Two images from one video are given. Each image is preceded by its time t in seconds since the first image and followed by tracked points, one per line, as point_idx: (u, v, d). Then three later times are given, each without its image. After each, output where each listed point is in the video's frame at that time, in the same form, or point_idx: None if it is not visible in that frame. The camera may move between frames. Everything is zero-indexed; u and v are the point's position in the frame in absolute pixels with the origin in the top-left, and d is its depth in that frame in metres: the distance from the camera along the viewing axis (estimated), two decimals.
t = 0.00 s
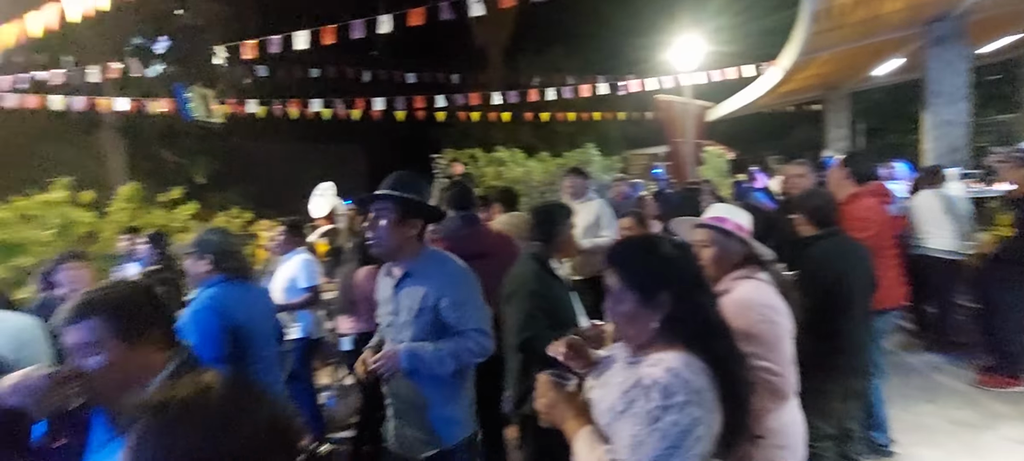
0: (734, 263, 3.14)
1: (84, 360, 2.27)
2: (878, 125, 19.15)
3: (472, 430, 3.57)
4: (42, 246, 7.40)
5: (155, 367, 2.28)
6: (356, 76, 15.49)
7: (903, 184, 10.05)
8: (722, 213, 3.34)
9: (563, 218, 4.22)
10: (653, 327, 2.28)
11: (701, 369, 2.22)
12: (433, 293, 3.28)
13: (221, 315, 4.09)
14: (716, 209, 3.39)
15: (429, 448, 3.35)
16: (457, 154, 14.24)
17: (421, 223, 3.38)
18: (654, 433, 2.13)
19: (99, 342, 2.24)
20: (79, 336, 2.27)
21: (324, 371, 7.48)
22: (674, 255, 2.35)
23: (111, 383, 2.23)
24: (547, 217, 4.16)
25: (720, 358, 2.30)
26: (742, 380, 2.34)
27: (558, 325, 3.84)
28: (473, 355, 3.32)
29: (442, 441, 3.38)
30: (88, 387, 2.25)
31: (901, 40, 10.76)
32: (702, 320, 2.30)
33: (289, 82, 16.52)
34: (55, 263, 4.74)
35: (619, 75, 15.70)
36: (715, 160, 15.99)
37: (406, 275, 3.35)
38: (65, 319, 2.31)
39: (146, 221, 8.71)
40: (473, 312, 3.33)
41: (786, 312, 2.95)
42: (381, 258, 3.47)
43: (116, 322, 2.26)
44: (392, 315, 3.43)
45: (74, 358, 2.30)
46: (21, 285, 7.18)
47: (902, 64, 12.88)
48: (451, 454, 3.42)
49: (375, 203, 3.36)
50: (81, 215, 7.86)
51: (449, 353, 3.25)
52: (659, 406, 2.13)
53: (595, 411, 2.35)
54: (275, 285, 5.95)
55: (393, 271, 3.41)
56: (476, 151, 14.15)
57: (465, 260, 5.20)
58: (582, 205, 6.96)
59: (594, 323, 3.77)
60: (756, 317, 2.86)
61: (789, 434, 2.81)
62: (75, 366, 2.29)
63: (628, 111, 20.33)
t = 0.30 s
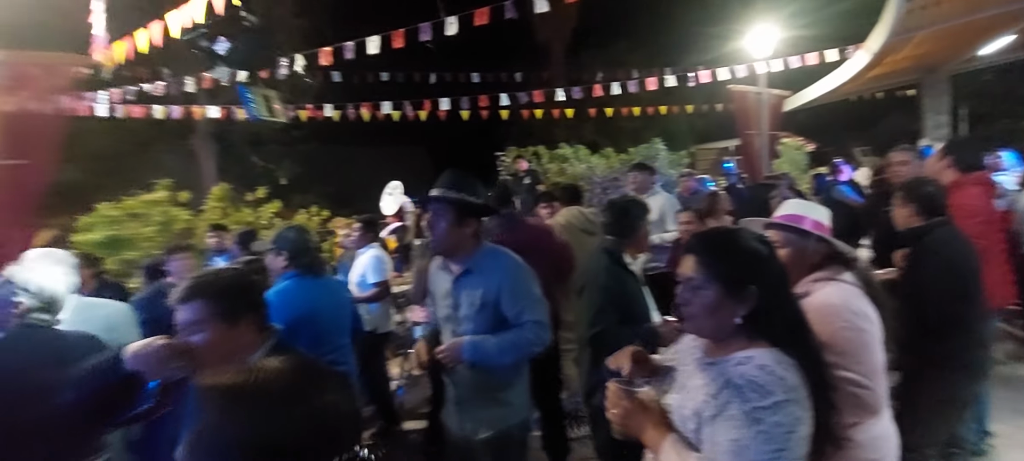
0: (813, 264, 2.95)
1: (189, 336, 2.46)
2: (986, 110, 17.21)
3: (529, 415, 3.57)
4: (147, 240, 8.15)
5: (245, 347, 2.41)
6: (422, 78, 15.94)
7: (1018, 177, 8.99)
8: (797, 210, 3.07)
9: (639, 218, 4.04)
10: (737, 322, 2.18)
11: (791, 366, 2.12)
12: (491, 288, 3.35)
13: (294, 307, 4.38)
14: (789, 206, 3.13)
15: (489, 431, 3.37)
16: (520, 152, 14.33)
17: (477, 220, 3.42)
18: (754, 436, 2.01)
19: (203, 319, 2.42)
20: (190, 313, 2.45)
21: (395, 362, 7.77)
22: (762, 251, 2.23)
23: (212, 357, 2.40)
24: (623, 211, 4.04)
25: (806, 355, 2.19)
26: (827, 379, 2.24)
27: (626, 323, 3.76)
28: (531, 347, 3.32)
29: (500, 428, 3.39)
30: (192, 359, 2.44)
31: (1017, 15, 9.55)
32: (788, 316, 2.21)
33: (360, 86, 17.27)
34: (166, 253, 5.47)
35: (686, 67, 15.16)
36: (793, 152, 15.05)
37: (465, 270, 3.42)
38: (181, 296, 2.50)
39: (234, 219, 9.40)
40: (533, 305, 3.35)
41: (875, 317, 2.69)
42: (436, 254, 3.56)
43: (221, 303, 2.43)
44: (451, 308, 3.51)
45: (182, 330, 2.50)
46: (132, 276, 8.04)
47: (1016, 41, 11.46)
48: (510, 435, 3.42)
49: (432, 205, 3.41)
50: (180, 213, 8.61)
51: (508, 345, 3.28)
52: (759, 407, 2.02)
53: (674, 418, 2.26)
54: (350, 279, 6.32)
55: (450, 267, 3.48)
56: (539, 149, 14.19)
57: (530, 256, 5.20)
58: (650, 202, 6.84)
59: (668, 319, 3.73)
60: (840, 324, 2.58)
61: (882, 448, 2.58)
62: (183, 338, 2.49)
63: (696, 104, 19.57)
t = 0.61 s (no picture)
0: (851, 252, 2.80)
1: (241, 319, 2.45)
2: None
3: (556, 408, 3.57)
4: (204, 235, 8.53)
5: (295, 332, 2.48)
6: (459, 74, 16.07)
7: None
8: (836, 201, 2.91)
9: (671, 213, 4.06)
10: (768, 320, 2.02)
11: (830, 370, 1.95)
12: (531, 281, 3.33)
13: (339, 291, 4.58)
14: (829, 194, 2.96)
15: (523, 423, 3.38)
16: (556, 145, 14.29)
17: (514, 216, 3.40)
18: (780, 444, 1.82)
19: (258, 302, 2.43)
20: (242, 298, 2.45)
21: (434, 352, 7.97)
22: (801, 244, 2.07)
23: (265, 339, 2.44)
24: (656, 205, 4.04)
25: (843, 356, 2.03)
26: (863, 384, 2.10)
27: (661, 318, 3.70)
28: (572, 340, 3.32)
29: (532, 419, 3.38)
30: (243, 339, 2.42)
31: None
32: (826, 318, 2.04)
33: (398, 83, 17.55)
34: (232, 246, 5.84)
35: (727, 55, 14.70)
36: (842, 142, 14.39)
37: (504, 265, 3.39)
38: (234, 282, 2.49)
39: (281, 214, 9.77)
40: (570, 298, 3.35)
41: (917, 302, 2.56)
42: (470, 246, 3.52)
43: (276, 290, 2.45)
44: (483, 302, 3.46)
45: (231, 312, 2.47)
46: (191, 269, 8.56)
47: None
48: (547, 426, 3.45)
49: (469, 198, 3.39)
50: (231, 208, 9.02)
51: (549, 341, 3.25)
52: (785, 410, 1.83)
53: (691, 422, 1.99)
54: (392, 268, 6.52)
55: (486, 260, 3.44)
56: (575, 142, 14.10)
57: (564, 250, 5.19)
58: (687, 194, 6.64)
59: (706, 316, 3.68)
60: (875, 305, 2.49)
61: (924, 439, 2.50)
62: (232, 320, 2.46)
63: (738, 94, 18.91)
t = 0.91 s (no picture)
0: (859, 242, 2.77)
1: (254, 312, 2.42)
2: None
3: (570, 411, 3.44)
4: (222, 233, 8.67)
5: (304, 327, 2.50)
6: (469, 70, 16.06)
7: None
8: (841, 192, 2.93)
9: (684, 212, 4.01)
10: (748, 330, 1.84)
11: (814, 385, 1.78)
12: (550, 280, 3.27)
13: (352, 288, 4.67)
14: (837, 186, 2.99)
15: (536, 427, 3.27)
16: (567, 141, 14.25)
17: (530, 216, 3.29)
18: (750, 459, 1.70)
19: (270, 296, 2.41)
20: (254, 291, 2.42)
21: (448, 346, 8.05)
22: (790, 250, 1.90)
23: (277, 333, 2.43)
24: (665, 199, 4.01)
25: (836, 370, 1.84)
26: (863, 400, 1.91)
27: (665, 311, 3.72)
28: (592, 339, 3.29)
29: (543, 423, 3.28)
30: (255, 330, 2.40)
31: None
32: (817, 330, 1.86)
33: (409, 80, 17.59)
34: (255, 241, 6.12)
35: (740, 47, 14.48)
36: (859, 134, 14.12)
37: (524, 264, 3.30)
38: (247, 275, 2.46)
39: (295, 211, 9.86)
40: (588, 298, 3.31)
41: (926, 292, 2.54)
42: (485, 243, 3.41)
43: (288, 285, 2.44)
44: (499, 302, 3.33)
45: (244, 303, 2.44)
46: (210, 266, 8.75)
47: None
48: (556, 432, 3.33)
49: (487, 195, 3.28)
50: (246, 206, 9.16)
51: (573, 336, 3.22)
52: (752, 426, 1.71)
53: (667, 433, 1.88)
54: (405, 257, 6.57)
55: (503, 259, 3.34)
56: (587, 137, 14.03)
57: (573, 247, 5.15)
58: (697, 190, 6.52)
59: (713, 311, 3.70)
60: (888, 294, 2.46)
61: (929, 426, 2.53)
62: (245, 312, 2.44)
63: (753, 86, 18.64)
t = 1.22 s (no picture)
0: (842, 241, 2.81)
1: (239, 311, 2.39)
2: None
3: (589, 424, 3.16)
4: (208, 232, 8.56)
5: (291, 327, 2.47)
6: (458, 68, 16.00)
7: None
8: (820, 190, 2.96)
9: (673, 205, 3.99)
10: (690, 324, 1.76)
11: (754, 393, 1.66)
12: (550, 282, 3.04)
13: (349, 286, 4.63)
14: (819, 184, 3.02)
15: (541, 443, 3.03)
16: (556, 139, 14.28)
17: (534, 212, 3.16)
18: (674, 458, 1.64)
19: (256, 295, 2.38)
20: (241, 289, 2.39)
21: (439, 344, 8.02)
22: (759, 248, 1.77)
23: (262, 330, 2.38)
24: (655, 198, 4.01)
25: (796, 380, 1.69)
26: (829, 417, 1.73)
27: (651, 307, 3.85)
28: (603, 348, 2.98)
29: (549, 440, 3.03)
30: (241, 328, 2.32)
31: None
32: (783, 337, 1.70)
33: (397, 77, 17.51)
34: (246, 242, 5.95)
35: (727, 46, 14.63)
36: (843, 132, 14.31)
37: (524, 264, 3.10)
38: (235, 272, 2.44)
39: (283, 210, 9.75)
40: (594, 303, 3.02)
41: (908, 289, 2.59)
42: (487, 242, 3.26)
43: (277, 283, 2.43)
44: (501, 304, 3.15)
45: (230, 300, 2.40)
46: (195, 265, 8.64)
47: None
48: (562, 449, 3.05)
49: (489, 190, 3.18)
50: (233, 205, 9.06)
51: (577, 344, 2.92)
52: (675, 426, 1.63)
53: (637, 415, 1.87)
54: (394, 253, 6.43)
55: (504, 259, 3.16)
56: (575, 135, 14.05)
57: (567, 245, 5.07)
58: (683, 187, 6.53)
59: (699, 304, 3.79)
60: (873, 291, 2.51)
61: (909, 419, 2.61)
62: (231, 310, 2.39)
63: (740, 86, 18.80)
